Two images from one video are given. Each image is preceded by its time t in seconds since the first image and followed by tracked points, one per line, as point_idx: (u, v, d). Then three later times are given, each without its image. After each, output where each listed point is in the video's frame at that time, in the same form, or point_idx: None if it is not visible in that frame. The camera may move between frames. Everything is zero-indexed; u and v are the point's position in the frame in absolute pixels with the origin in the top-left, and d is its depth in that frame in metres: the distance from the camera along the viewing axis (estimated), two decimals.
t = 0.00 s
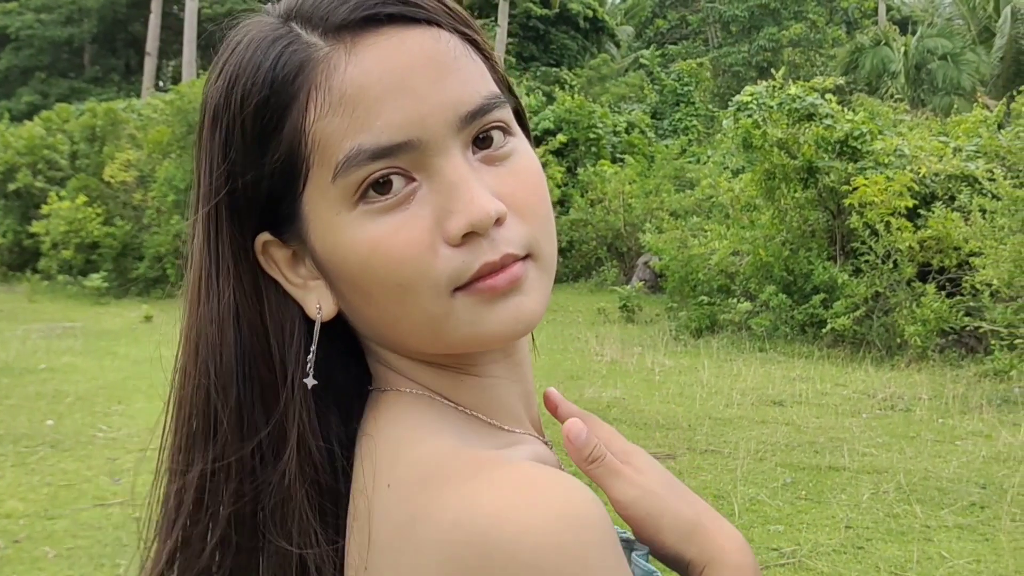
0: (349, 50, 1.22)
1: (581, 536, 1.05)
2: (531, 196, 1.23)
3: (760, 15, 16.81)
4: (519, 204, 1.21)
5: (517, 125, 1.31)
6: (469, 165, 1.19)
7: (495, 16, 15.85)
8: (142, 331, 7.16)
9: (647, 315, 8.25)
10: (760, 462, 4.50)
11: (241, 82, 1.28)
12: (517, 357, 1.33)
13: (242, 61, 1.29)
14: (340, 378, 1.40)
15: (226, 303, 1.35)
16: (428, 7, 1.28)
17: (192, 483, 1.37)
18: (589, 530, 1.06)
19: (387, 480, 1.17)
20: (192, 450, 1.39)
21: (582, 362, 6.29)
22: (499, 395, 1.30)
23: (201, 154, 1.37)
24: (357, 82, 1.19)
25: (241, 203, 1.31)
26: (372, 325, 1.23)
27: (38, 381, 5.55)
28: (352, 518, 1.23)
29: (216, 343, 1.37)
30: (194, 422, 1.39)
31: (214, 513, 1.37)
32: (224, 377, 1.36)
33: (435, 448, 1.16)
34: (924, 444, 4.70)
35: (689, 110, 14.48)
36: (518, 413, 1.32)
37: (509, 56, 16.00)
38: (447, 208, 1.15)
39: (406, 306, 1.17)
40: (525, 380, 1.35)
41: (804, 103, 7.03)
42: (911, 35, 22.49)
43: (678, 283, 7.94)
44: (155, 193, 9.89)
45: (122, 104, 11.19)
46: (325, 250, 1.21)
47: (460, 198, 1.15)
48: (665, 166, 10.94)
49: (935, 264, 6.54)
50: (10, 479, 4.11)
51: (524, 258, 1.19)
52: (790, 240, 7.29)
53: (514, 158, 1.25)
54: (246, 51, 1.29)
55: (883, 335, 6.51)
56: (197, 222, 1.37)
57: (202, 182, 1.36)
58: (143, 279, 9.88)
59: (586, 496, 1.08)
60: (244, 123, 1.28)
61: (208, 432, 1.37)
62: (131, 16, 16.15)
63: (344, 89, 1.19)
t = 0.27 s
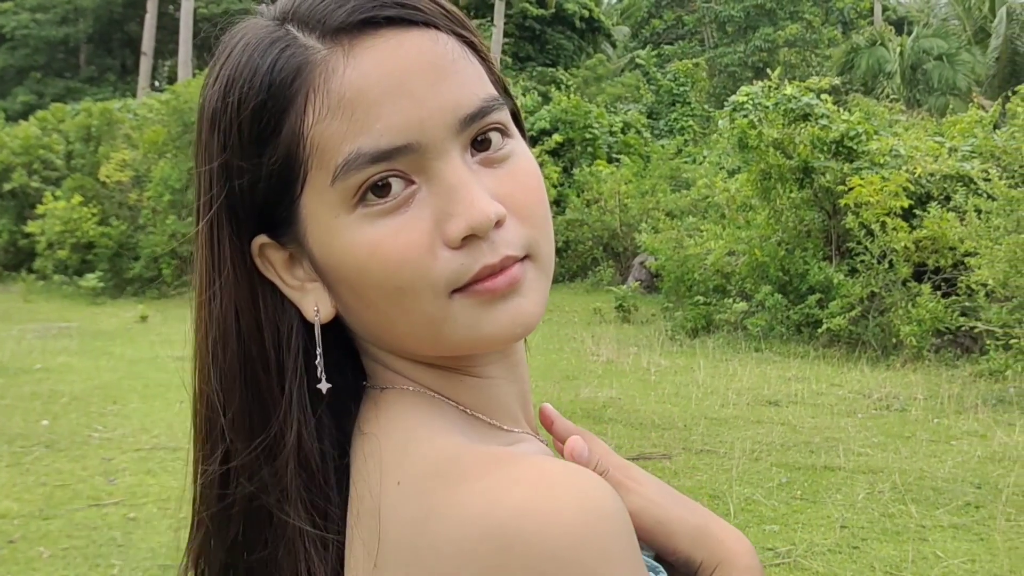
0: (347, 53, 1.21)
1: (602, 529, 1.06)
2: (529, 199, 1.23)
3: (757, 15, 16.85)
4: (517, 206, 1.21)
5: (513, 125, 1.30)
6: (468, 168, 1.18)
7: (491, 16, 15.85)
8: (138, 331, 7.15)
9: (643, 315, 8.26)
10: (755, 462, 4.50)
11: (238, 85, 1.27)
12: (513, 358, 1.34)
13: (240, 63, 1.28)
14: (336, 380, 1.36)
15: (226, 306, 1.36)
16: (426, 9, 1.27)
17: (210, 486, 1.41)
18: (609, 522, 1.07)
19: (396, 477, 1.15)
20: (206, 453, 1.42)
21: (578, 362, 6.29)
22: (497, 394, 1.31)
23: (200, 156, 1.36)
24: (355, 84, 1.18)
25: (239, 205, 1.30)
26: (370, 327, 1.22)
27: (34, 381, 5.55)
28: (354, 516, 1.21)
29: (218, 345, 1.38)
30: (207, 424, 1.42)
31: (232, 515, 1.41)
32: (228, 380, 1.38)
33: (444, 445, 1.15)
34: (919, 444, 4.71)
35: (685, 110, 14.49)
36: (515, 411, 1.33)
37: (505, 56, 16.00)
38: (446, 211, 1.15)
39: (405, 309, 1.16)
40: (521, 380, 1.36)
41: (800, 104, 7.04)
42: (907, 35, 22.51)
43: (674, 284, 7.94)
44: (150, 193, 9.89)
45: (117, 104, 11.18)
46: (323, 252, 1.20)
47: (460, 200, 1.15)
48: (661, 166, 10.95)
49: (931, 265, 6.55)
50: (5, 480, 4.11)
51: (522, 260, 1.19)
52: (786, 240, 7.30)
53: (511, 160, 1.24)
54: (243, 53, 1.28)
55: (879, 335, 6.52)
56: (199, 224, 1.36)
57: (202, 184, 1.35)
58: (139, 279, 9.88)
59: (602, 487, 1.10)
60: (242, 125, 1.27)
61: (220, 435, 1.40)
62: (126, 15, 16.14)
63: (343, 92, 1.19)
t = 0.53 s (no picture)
0: (349, 51, 1.20)
1: (611, 523, 1.07)
2: (529, 200, 1.23)
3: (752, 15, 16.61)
4: (516, 206, 1.20)
5: (513, 127, 1.30)
6: (467, 168, 1.18)
7: (487, 16, 15.86)
8: (133, 331, 7.14)
9: (639, 315, 8.26)
10: (751, 462, 4.51)
11: (238, 82, 1.27)
12: (508, 359, 1.34)
13: (240, 59, 1.28)
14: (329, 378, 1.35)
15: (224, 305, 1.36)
16: (427, 8, 1.27)
17: (216, 485, 1.43)
18: (618, 515, 1.08)
19: (400, 475, 1.15)
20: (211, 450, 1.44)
21: (574, 362, 6.29)
22: (493, 394, 1.31)
23: (200, 154, 1.36)
24: (357, 83, 1.18)
25: (238, 202, 1.30)
26: (367, 326, 1.21)
27: (29, 381, 5.54)
28: (355, 513, 1.20)
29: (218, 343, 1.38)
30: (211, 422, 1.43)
31: (234, 512, 1.42)
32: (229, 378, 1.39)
33: (446, 442, 1.15)
34: (914, 444, 4.71)
35: (681, 110, 14.49)
36: (509, 409, 1.33)
37: (501, 56, 15.99)
38: (446, 210, 1.14)
39: (403, 308, 1.15)
40: (516, 381, 1.36)
41: (796, 104, 7.04)
42: (902, 35, 22.54)
43: (669, 284, 7.94)
44: (146, 192, 9.88)
45: (113, 104, 11.17)
46: (321, 251, 1.20)
47: (460, 200, 1.14)
48: (657, 166, 10.96)
49: (926, 265, 6.57)
50: None
51: (521, 260, 1.19)
52: (782, 240, 7.31)
53: (512, 160, 1.24)
54: (244, 50, 1.28)
55: (874, 335, 6.53)
56: (202, 221, 1.36)
57: (202, 183, 1.35)
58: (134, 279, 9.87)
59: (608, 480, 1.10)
60: (242, 122, 1.27)
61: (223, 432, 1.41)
62: (122, 15, 16.13)
63: (344, 90, 1.18)
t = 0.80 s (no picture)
0: (354, 49, 1.19)
1: (614, 510, 1.06)
2: (529, 200, 1.23)
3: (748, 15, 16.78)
4: (517, 207, 1.20)
5: (513, 127, 1.30)
6: (471, 168, 1.18)
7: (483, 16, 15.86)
8: (128, 331, 7.13)
9: (635, 315, 8.27)
10: (746, 462, 4.51)
11: (240, 77, 1.26)
12: (505, 359, 1.35)
13: (243, 54, 1.27)
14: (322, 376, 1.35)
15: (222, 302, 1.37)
16: (431, 7, 1.26)
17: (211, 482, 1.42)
18: (621, 504, 1.07)
19: (401, 470, 1.14)
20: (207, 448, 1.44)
21: (570, 362, 6.30)
22: (489, 392, 1.31)
23: (200, 150, 1.35)
24: (362, 81, 1.17)
25: (237, 197, 1.29)
26: (365, 324, 1.21)
27: (24, 381, 5.54)
28: (353, 510, 1.19)
29: (216, 341, 1.39)
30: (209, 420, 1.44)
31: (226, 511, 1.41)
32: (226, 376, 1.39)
33: (446, 438, 1.15)
34: (909, 444, 4.71)
35: (677, 110, 14.50)
36: (505, 406, 1.34)
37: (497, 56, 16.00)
38: (449, 209, 1.14)
39: (404, 306, 1.15)
40: (512, 381, 1.36)
41: (792, 104, 7.04)
42: (898, 36, 22.57)
43: (665, 284, 7.94)
44: (141, 192, 9.87)
45: (109, 103, 11.16)
46: (322, 248, 1.19)
47: (463, 199, 1.14)
48: (654, 166, 10.97)
49: (921, 265, 6.58)
50: None
51: (521, 261, 1.19)
52: (778, 240, 7.32)
53: (512, 160, 1.23)
54: (246, 46, 1.27)
55: (870, 335, 6.54)
56: (203, 218, 1.36)
57: (202, 178, 1.35)
58: (130, 278, 9.86)
59: (610, 467, 1.10)
60: (243, 118, 1.26)
61: (220, 430, 1.41)
62: (118, 15, 16.13)
63: (349, 87, 1.17)
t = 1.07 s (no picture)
0: (356, 46, 1.19)
1: (612, 500, 1.05)
2: (527, 202, 1.22)
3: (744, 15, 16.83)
4: (516, 208, 1.20)
5: (514, 129, 1.29)
6: (470, 169, 1.17)
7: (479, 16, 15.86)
8: (124, 331, 7.13)
9: (631, 315, 8.28)
10: (742, 462, 4.51)
11: (241, 73, 1.25)
12: (500, 358, 1.35)
13: (244, 49, 1.26)
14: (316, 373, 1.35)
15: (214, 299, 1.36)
16: (435, 8, 1.26)
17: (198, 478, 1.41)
18: (619, 496, 1.06)
19: (398, 466, 1.14)
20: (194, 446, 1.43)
21: (566, 362, 6.30)
22: (483, 391, 1.31)
23: (198, 145, 1.35)
24: (364, 80, 1.16)
25: (235, 192, 1.29)
26: (360, 320, 1.21)
27: (20, 381, 5.54)
28: (349, 507, 1.19)
29: (207, 337, 1.38)
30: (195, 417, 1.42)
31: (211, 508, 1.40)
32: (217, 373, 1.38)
33: (443, 434, 1.15)
34: (905, 444, 4.72)
35: (673, 110, 14.50)
36: (499, 404, 1.34)
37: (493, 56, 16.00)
38: (447, 210, 1.14)
39: (401, 304, 1.15)
40: (506, 380, 1.37)
41: (788, 104, 7.07)
42: (893, 36, 22.61)
43: (661, 284, 7.94)
44: (137, 192, 9.86)
45: (105, 103, 11.14)
46: (319, 246, 1.19)
47: (462, 200, 1.14)
48: (649, 166, 10.98)
49: (917, 265, 6.58)
50: None
51: (517, 263, 1.19)
52: (773, 241, 7.32)
53: (512, 162, 1.23)
54: (248, 42, 1.26)
55: (865, 335, 6.54)
56: (199, 213, 1.36)
57: (199, 173, 1.34)
58: (125, 278, 9.86)
59: (608, 459, 1.09)
60: (244, 113, 1.25)
61: (207, 428, 1.40)
62: (114, 15, 16.12)
63: (350, 86, 1.17)
